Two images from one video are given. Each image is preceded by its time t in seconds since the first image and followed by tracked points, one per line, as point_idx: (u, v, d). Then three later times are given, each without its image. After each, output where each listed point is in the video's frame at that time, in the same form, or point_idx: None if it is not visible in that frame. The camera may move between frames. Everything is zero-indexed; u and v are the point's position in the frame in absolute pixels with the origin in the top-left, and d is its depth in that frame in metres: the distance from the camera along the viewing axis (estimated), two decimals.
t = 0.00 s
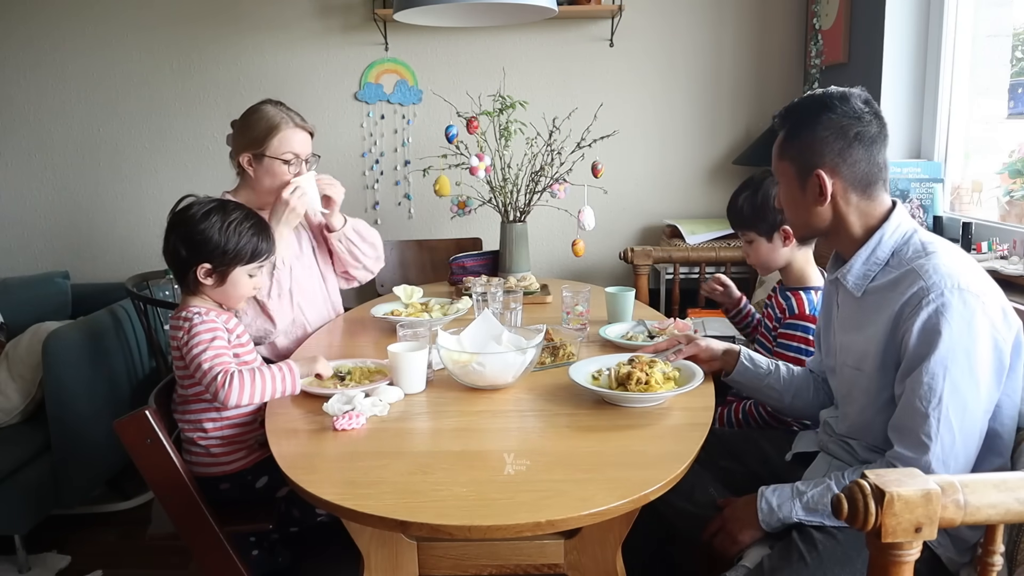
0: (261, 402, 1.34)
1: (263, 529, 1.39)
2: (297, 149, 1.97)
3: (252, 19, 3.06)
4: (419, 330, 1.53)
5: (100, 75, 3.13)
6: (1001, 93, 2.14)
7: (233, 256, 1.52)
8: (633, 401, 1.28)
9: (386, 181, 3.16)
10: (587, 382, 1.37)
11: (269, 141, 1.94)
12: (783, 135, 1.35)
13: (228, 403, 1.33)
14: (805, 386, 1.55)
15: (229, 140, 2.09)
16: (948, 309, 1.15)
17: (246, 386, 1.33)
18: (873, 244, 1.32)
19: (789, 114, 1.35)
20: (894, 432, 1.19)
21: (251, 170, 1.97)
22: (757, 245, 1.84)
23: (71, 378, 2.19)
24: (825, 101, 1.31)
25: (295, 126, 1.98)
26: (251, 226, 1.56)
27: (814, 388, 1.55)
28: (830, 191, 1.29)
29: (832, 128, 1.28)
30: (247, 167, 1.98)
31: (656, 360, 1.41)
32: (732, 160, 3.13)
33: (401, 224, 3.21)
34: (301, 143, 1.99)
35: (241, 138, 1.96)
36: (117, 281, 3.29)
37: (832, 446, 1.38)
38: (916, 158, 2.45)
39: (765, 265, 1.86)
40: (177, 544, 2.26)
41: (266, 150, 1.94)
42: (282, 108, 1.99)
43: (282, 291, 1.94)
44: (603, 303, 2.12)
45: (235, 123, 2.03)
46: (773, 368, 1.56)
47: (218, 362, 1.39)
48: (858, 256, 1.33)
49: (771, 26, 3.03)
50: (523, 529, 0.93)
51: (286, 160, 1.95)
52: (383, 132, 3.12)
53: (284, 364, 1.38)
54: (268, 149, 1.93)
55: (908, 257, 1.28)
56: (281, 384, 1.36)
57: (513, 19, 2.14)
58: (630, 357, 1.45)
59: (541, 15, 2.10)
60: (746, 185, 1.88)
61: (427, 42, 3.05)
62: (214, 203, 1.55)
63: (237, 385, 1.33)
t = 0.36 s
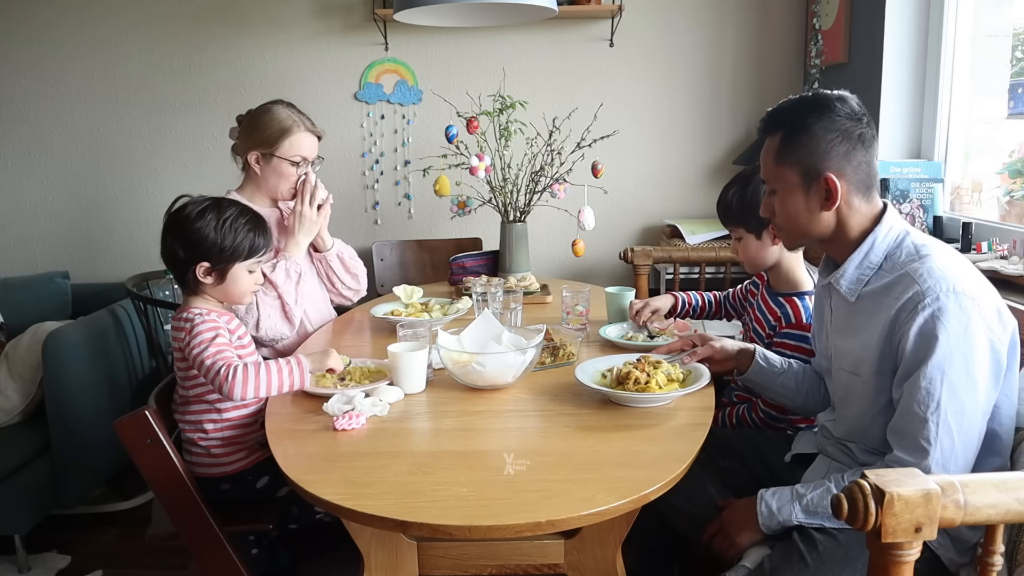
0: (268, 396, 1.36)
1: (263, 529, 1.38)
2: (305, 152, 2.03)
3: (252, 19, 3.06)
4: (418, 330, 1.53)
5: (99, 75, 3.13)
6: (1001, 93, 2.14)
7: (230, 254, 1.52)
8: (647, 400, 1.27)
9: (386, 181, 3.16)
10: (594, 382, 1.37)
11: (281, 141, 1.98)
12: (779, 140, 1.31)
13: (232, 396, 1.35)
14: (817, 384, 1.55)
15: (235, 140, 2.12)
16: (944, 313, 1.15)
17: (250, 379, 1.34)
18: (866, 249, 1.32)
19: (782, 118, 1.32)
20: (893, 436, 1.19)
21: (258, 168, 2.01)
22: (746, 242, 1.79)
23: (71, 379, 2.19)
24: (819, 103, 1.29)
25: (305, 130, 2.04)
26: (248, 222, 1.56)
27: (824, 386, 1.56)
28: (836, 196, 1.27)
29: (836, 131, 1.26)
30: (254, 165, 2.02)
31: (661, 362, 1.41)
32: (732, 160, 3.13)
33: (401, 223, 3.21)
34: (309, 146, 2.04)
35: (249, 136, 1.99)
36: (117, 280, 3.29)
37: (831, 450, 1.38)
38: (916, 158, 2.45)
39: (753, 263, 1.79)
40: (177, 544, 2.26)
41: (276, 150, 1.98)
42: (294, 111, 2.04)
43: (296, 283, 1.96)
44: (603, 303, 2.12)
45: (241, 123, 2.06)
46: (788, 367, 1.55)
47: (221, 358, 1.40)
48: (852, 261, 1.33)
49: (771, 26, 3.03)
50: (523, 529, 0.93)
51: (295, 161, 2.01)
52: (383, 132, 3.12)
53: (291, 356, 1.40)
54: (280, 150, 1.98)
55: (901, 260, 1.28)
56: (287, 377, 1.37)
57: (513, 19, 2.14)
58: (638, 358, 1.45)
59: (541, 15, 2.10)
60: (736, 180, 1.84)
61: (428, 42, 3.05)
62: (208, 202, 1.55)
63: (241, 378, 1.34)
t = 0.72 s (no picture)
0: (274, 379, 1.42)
1: (263, 529, 1.37)
2: (318, 151, 2.06)
3: (252, 19, 3.06)
4: (418, 330, 1.53)
5: (99, 75, 3.13)
6: (1001, 93, 2.14)
7: (226, 250, 1.51)
8: (655, 401, 1.28)
9: (386, 181, 3.16)
10: (602, 382, 1.38)
11: (295, 140, 2.00)
12: (774, 142, 1.28)
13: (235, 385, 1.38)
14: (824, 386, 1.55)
15: (247, 138, 2.14)
16: (930, 305, 1.15)
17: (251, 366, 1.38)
18: (853, 246, 1.32)
19: (772, 121, 1.30)
20: (887, 430, 1.19)
21: (271, 165, 2.03)
22: (735, 241, 1.78)
23: (71, 379, 2.19)
24: (807, 104, 1.30)
25: (319, 129, 2.07)
26: (239, 216, 1.55)
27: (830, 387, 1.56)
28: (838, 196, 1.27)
29: (831, 130, 1.27)
30: (268, 162, 2.03)
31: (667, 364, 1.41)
32: (733, 161, 3.13)
33: (401, 223, 3.21)
34: (321, 145, 2.07)
35: (263, 134, 2.01)
36: (117, 280, 3.29)
37: (827, 449, 1.37)
38: (916, 158, 2.45)
39: (741, 262, 1.79)
40: (177, 544, 2.26)
41: (290, 149, 2.00)
42: (307, 110, 2.06)
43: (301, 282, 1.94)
44: (603, 303, 2.12)
45: (253, 122, 2.08)
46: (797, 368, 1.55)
47: (220, 350, 1.41)
48: (838, 258, 1.33)
49: (771, 26, 3.03)
50: (524, 530, 0.93)
51: (309, 160, 2.03)
52: (383, 132, 3.12)
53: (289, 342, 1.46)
54: (294, 148, 2.00)
55: (887, 256, 1.29)
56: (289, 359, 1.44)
57: (512, 19, 2.14)
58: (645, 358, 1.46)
59: (541, 15, 2.10)
60: (725, 177, 1.81)
61: (427, 42, 3.05)
62: (196, 201, 1.55)
63: (241, 364, 1.37)
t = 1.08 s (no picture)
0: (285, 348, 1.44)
1: (263, 529, 1.37)
2: (326, 148, 2.05)
3: (252, 19, 3.06)
4: (418, 330, 1.53)
5: (99, 75, 3.13)
6: (1001, 93, 2.14)
7: (233, 249, 1.52)
8: (664, 400, 1.30)
9: (386, 181, 3.16)
10: (611, 381, 1.38)
11: (301, 136, 2.01)
12: (767, 145, 1.29)
13: (250, 362, 1.40)
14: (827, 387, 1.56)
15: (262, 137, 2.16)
16: (922, 304, 1.16)
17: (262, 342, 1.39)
18: (847, 245, 1.32)
19: (765, 123, 1.31)
20: (883, 429, 1.18)
21: (280, 162, 2.05)
22: (735, 241, 1.78)
23: (71, 378, 2.19)
24: (801, 106, 1.30)
25: (327, 126, 2.07)
26: (241, 213, 1.55)
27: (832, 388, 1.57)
28: (829, 198, 1.28)
29: (824, 132, 1.27)
30: (276, 159, 2.05)
31: (673, 361, 1.41)
32: (733, 161, 3.13)
33: (401, 224, 3.21)
34: (330, 143, 2.07)
35: (274, 131, 2.04)
36: (117, 280, 3.29)
37: (827, 449, 1.37)
38: (916, 158, 2.45)
39: (739, 261, 1.79)
40: (177, 544, 2.26)
41: (297, 144, 2.01)
42: (319, 108, 2.07)
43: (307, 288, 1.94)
44: (603, 303, 2.12)
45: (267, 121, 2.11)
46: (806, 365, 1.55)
47: (229, 334, 1.43)
48: (833, 257, 1.33)
49: (771, 26, 3.03)
50: (523, 530, 0.93)
51: (315, 156, 2.03)
52: (383, 132, 3.12)
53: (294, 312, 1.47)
54: (300, 144, 2.01)
55: (880, 255, 1.28)
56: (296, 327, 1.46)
57: (512, 19, 2.14)
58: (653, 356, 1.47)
59: (541, 15, 2.10)
60: (724, 176, 1.81)
61: (428, 42, 3.05)
62: (196, 203, 1.54)
63: (253, 342, 1.39)
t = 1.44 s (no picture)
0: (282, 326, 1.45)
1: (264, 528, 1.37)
2: (337, 147, 2.06)
3: (252, 19, 3.06)
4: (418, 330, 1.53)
5: (99, 75, 3.13)
6: (1001, 93, 2.14)
7: (232, 249, 1.52)
8: (664, 400, 1.30)
9: (386, 181, 3.16)
10: (611, 381, 1.38)
11: (311, 134, 2.01)
12: (769, 145, 1.29)
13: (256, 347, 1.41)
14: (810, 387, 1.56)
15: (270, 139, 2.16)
16: (925, 304, 1.16)
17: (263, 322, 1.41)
18: (850, 246, 1.32)
19: (768, 124, 1.31)
20: (885, 430, 1.18)
21: (289, 162, 2.04)
22: (733, 240, 1.79)
23: (71, 378, 2.19)
24: (803, 106, 1.30)
25: (337, 125, 2.08)
26: (238, 212, 1.55)
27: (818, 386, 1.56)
28: (832, 199, 1.28)
29: (826, 132, 1.27)
30: (286, 158, 2.05)
31: (673, 361, 1.41)
32: (732, 161, 3.13)
33: (401, 223, 3.21)
34: (340, 142, 2.08)
35: (284, 130, 2.04)
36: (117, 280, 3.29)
37: (828, 449, 1.36)
38: (916, 158, 2.45)
39: (739, 260, 1.81)
40: (177, 544, 2.26)
41: (307, 143, 2.01)
42: (327, 106, 2.08)
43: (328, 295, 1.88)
44: (603, 303, 2.12)
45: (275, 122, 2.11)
46: (780, 369, 1.55)
47: (228, 324, 1.43)
48: (836, 258, 1.34)
49: (771, 26, 3.03)
50: (523, 529, 0.93)
51: (326, 155, 2.04)
52: (383, 132, 3.12)
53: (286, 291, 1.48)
54: (311, 144, 2.01)
55: (884, 255, 1.29)
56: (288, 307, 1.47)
57: (512, 19, 2.14)
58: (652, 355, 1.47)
59: (541, 15, 2.10)
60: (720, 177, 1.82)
61: (428, 42, 3.05)
62: (192, 203, 1.53)
63: (254, 328, 1.39)
